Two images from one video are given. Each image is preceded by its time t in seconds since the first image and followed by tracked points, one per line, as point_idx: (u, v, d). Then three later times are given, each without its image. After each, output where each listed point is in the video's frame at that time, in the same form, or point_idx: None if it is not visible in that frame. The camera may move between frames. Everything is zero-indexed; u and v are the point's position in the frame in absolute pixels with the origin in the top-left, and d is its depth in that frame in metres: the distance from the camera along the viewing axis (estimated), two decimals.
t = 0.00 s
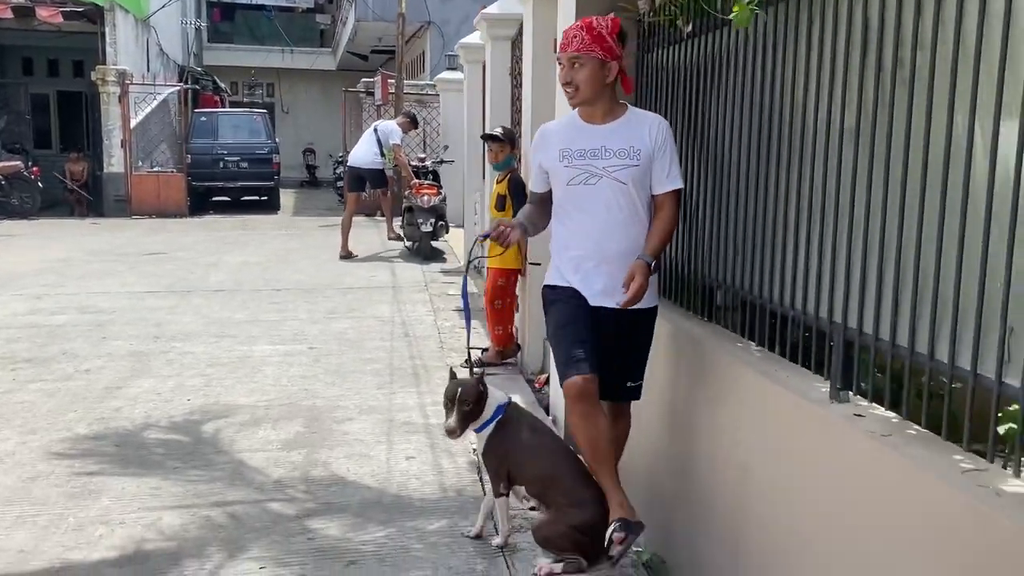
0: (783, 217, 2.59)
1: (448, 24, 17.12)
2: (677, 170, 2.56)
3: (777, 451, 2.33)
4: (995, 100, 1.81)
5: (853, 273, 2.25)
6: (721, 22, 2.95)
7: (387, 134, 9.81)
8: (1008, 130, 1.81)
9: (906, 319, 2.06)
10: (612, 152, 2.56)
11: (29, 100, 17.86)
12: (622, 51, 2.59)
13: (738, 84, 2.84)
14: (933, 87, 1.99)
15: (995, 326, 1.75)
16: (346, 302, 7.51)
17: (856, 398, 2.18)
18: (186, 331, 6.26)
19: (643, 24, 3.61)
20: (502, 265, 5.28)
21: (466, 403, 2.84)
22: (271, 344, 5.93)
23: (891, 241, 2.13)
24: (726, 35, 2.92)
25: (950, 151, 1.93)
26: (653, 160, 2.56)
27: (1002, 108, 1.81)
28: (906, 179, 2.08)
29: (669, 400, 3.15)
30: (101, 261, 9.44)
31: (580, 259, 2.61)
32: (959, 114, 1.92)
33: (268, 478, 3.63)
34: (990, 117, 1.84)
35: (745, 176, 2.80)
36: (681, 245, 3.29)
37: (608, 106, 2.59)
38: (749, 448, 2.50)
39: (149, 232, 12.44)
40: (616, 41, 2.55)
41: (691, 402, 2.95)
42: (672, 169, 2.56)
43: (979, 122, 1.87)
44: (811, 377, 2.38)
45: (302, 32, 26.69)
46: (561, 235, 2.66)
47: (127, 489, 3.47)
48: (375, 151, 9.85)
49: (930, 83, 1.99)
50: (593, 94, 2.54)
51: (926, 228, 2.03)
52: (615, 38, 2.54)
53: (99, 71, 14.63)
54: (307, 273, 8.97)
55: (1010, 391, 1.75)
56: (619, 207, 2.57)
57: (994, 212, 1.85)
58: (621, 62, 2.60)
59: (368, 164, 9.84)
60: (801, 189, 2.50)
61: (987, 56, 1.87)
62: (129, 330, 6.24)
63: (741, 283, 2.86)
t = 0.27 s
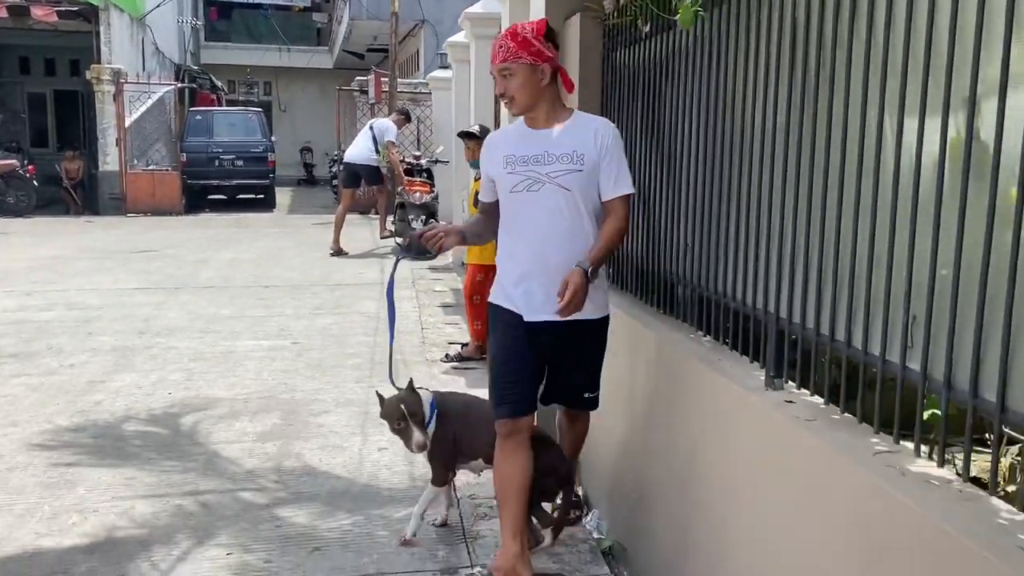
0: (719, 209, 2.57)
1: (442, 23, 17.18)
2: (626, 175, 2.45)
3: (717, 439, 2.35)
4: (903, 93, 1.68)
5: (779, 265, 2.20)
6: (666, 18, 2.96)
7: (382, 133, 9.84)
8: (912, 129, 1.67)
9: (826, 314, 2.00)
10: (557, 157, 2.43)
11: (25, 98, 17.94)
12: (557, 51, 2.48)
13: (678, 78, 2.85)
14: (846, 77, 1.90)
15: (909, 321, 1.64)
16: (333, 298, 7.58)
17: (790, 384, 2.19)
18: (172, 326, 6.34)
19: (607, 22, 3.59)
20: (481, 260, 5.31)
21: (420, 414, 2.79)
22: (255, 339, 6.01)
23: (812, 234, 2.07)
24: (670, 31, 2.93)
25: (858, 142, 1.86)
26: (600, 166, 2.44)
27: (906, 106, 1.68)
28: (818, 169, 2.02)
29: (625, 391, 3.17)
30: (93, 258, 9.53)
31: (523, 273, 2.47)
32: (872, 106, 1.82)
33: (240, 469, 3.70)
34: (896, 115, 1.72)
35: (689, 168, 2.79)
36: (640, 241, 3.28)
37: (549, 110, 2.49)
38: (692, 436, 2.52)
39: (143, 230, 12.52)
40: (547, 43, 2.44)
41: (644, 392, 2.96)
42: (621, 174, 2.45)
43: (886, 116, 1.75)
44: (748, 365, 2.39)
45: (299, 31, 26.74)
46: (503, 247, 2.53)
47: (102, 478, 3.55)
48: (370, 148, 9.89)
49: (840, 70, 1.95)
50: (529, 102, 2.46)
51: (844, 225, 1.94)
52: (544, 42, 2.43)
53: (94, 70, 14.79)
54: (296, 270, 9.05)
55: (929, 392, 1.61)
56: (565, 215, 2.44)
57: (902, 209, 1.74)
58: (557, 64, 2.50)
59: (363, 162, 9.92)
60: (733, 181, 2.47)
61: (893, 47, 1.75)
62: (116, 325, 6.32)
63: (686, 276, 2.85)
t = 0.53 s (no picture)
0: (696, 215, 2.61)
1: (443, 26, 17.26)
2: (572, 177, 2.33)
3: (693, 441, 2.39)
4: (859, 101, 1.71)
5: (750, 269, 2.23)
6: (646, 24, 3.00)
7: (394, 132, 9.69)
8: (865, 138, 1.72)
9: (793, 315, 2.05)
10: (500, 159, 2.38)
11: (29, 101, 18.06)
12: (499, 48, 2.40)
13: (658, 85, 2.90)
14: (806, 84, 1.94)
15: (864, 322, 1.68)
16: (331, 299, 7.65)
17: (761, 384, 2.24)
18: (171, 328, 6.42)
19: (593, 28, 3.63)
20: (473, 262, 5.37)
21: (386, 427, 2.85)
22: (252, 341, 6.08)
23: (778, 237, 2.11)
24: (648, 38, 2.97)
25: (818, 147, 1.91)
26: (543, 167, 2.35)
27: (861, 114, 1.72)
28: (782, 171, 2.08)
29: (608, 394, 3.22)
30: (95, 261, 9.62)
31: (473, 277, 2.45)
32: (829, 112, 1.86)
33: (233, 468, 3.77)
34: (852, 123, 1.77)
35: (670, 174, 2.84)
36: (625, 246, 3.33)
37: (497, 110, 2.42)
38: (670, 436, 2.56)
39: (146, 232, 12.60)
40: (481, 41, 2.38)
41: (625, 394, 3.01)
42: (567, 176, 2.33)
43: (844, 121, 1.80)
44: (722, 366, 2.44)
45: (302, 33, 26.83)
46: (457, 252, 2.50)
47: (98, 477, 3.62)
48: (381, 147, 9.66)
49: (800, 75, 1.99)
50: (472, 105, 2.43)
51: (806, 228, 1.98)
52: (477, 41, 2.37)
53: (97, 73, 14.86)
54: (295, 271, 9.12)
55: (882, 391, 1.66)
56: (507, 219, 2.39)
57: (857, 213, 1.79)
58: (502, 60, 2.42)
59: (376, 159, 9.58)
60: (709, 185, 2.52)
61: (849, 54, 1.79)
62: (116, 327, 6.40)
63: (667, 280, 2.89)
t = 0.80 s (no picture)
0: (697, 226, 2.62)
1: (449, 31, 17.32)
2: (542, 189, 2.19)
3: (694, 452, 2.40)
4: (854, 116, 1.74)
5: (749, 280, 2.25)
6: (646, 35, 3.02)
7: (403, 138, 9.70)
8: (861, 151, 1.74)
9: (791, 326, 2.07)
10: (476, 176, 2.31)
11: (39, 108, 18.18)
12: (472, 56, 2.32)
13: (659, 94, 2.91)
14: (803, 97, 1.97)
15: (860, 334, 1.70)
16: (337, 305, 7.68)
17: (760, 393, 2.26)
18: (178, 334, 6.46)
19: (596, 37, 3.66)
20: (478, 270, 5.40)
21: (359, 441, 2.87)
22: (259, 347, 6.11)
23: (777, 249, 2.12)
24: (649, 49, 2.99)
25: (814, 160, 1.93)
26: (513, 180, 2.24)
27: (857, 127, 1.75)
28: (780, 183, 2.10)
29: (611, 403, 3.23)
30: (103, 267, 9.67)
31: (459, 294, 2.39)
32: (825, 126, 1.88)
33: (239, 475, 3.80)
34: (848, 137, 1.79)
35: (672, 185, 2.85)
36: (627, 255, 3.34)
37: (478, 119, 2.39)
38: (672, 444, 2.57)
39: (153, 238, 12.67)
40: (455, 52, 2.32)
41: (628, 402, 3.02)
42: (535, 188, 2.19)
43: (840, 135, 1.82)
44: (723, 375, 2.46)
45: (309, 39, 26.78)
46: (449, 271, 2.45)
47: (105, 484, 3.65)
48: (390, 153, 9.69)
49: (796, 88, 2.01)
50: (455, 116, 2.41)
51: (804, 240, 2.00)
52: (450, 52, 2.31)
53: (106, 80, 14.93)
54: (302, 277, 9.16)
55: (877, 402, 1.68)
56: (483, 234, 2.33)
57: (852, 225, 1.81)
58: (478, 67, 2.35)
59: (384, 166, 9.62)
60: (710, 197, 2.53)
61: (844, 69, 1.81)
62: (124, 333, 6.44)
63: (670, 290, 2.90)
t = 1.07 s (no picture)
0: (707, 242, 2.64)
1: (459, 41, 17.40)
2: (516, 213, 2.11)
3: (706, 469, 2.41)
4: (864, 137, 1.76)
5: (760, 296, 2.27)
6: (654, 51, 3.04)
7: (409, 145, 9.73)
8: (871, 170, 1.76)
9: (802, 342, 2.08)
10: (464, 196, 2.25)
11: (51, 118, 18.32)
12: (470, 70, 2.28)
13: (669, 111, 2.93)
14: (813, 117, 1.99)
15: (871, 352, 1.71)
16: (347, 315, 7.70)
17: (771, 409, 2.27)
18: (190, 344, 6.49)
19: (606, 52, 3.68)
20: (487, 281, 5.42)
21: (350, 481, 2.71)
22: (270, 357, 6.15)
23: (788, 266, 2.14)
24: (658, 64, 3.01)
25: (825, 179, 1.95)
26: (492, 203, 2.17)
27: (867, 147, 1.76)
28: (790, 200, 2.12)
29: (622, 417, 3.23)
30: (115, 276, 9.73)
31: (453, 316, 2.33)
32: (836, 145, 1.89)
33: (252, 486, 3.82)
34: (858, 156, 1.81)
35: (682, 200, 2.87)
36: (637, 269, 3.35)
37: (478, 134, 2.35)
38: (685, 458, 2.57)
39: (165, 247, 12.74)
40: (452, 65, 2.28)
41: (640, 415, 3.02)
42: (510, 212, 2.11)
43: (850, 154, 1.84)
44: (734, 391, 2.47)
45: (319, 49, 26.51)
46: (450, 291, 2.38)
47: (120, 495, 3.68)
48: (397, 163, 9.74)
49: (806, 108, 2.03)
50: (456, 129, 2.39)
51: (815, 258, 2.01)
52: (448, 65, 2.29)
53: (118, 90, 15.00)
54: (312, 287, 9.20)
55: (889, 421, 1.69)
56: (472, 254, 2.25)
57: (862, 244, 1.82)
58: (476, 82, 2.30)
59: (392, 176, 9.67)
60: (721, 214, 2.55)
61: (855, 90, 1.83)
62: (137, 344, 6.49)
63: (681, 305, 2.91)
